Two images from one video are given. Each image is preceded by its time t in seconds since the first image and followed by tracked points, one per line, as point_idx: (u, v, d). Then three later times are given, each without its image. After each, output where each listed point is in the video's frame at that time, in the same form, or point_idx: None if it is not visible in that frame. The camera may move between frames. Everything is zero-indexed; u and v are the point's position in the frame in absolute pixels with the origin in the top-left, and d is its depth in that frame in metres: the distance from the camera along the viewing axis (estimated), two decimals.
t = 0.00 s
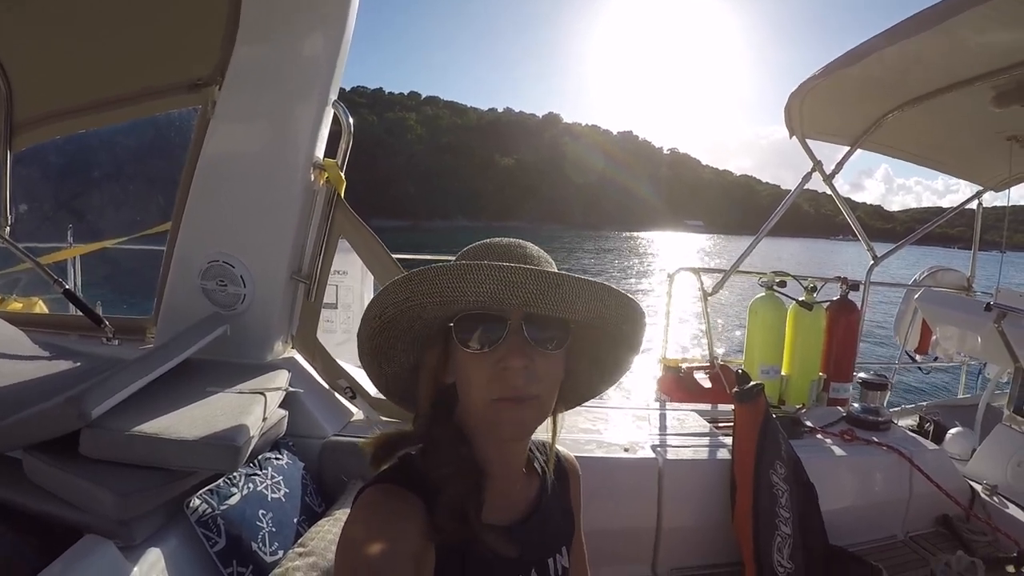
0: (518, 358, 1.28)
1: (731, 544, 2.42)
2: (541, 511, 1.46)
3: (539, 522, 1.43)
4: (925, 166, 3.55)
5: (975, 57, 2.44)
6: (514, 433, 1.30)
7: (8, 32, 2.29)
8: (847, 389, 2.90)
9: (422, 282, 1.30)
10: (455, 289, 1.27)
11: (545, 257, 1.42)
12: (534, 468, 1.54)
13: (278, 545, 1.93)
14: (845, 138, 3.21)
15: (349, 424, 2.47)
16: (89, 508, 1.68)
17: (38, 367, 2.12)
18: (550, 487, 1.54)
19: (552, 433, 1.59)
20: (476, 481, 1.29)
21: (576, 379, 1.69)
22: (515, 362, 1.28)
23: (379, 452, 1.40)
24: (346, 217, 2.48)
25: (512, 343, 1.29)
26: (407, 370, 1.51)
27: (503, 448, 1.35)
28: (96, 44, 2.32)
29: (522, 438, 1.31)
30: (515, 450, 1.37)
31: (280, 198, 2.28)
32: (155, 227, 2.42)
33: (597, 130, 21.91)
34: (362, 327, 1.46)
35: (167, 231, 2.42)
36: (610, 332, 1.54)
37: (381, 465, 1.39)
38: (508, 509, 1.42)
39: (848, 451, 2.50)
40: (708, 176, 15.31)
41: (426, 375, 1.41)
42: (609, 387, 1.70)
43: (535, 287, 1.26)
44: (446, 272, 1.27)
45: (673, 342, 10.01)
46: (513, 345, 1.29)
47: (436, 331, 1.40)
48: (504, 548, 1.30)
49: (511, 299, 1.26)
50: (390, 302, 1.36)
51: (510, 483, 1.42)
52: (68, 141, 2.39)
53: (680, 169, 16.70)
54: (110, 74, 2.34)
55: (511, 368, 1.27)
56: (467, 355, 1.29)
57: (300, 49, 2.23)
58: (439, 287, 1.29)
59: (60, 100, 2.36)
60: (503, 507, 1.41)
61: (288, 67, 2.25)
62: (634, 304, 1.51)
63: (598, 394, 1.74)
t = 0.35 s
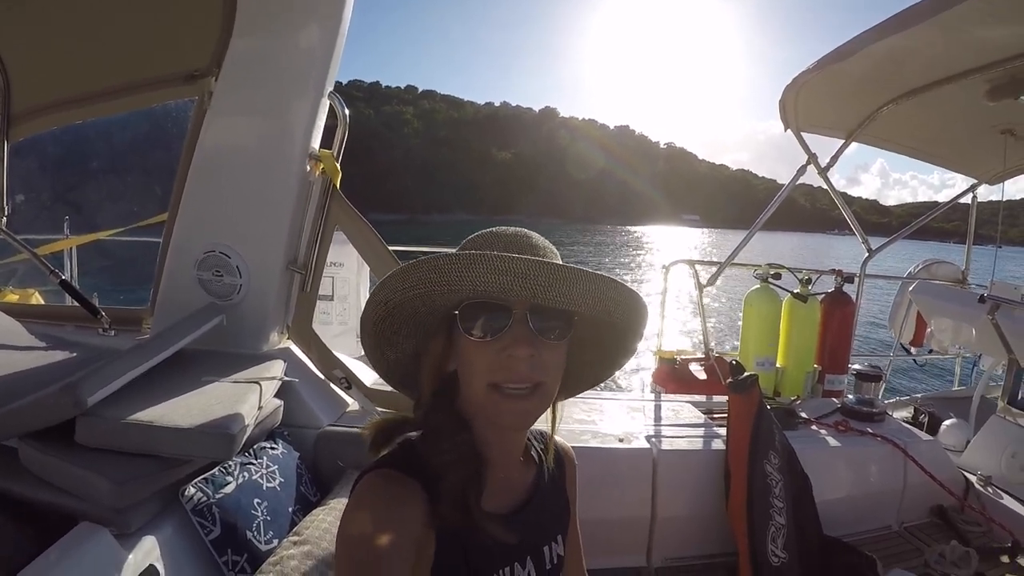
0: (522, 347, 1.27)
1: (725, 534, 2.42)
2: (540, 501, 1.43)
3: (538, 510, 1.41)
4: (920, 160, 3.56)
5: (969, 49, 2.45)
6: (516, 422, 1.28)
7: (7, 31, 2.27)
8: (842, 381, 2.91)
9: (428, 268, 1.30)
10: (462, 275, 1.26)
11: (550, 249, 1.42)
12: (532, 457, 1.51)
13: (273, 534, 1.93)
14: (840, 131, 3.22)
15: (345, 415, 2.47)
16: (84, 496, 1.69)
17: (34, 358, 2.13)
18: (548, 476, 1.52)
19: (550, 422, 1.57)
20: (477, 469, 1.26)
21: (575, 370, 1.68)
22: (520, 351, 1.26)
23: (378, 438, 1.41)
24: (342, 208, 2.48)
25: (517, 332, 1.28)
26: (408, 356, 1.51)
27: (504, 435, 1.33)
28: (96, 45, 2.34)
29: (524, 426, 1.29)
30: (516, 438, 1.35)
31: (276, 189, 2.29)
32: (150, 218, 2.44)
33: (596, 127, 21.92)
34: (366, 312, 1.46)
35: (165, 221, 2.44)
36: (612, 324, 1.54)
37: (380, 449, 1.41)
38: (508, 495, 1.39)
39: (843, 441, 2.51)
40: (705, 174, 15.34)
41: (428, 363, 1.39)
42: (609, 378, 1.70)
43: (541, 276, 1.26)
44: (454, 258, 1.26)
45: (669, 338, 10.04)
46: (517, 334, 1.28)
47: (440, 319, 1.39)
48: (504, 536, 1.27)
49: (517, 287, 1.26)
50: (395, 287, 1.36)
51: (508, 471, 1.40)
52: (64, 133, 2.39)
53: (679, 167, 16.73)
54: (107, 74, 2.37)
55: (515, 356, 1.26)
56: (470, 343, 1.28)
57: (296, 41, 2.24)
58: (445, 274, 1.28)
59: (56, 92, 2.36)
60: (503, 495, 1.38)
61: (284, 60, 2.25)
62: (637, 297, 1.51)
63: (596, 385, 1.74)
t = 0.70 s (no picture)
0: (526, 345, 1.27)
1: (724, 531, 2.42)
2: (540, 500, 1.43)
3: (538, 509, 1.40)
4: (919, 157, 3.56)
5: (967, 46, 2.45)
6: (520, 420, 1.27)
7: (8, 32, 2.33)
8: (842, 378, 2.90)
9: (433, 267, 1.29)
10: (467, 273, 1.26)
11: (552, 247, 1.42)
12: (534, 455, 1.50)
13: (272, 531, 1.94)
14: (839, 129, 3.23)
15: (344, 412, 2.48)
16: (84, 493, 1.69)
17: (35, 355, 2.15)
18: (549, 475, 1.51)
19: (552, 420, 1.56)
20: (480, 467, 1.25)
21: (574, 368, 1.69)
22: (524, 350, 1.26)
23: (379, 437, 1.39)
24: (341, 206, 2.49)
25: (520, 330, 1.28)
26: (410, 356, 1.50)
27: (508, 433, 1.32)
28: (96, 45, 2.36)
29: (530, 425, 1.28)
30: (520, 437, 1.33)
31: (275, 187, 2.30)
32: (151, 216, 2.45)
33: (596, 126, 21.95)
34: (369, 311, 1.45)
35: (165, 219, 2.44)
36: (613, 322, 1.55)
37: (382, 448, 1.38)
38: (509, 494, 1.38)
39: (842, 439, 2.50)
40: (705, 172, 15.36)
41: (431, 362, 1.38)
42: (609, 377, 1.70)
43: (546, 274, 1.26)
44: (459, 257, 1.26)
45: (669, 336, 10.05)
46: (521, 332, 1.28)
47: (443, 318, 1.39)
48: (506, 534, 1.27)
49: (522, 285, 1.26)
50: (399, 286, 1.35)
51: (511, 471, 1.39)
52: (65, 131, 2.41)
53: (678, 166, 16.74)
54: (107, 74, 2.39)
55: (519, 355, 1.26)
56: (474, 342, 1.28)
57: (296, 40, 2.25)
58: (450, 272, 1.28)
59: (55, 91, 2.38)
60: (506, 493, 1.37)
61: (283, 58, 2.26)
62: (639, 295, 1.51)
63: (595, 383, 1.74)
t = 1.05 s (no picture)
0: (548, 352, 1.28)
1: (724, 532, 2.44)
2: (548, 503, 1.44)
3: (547, 511, 1.42)
4: (914, 161, 3.60)
5: (961, 51, 2.49)
6: (536, 426, 1.29)
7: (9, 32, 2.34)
8: (839, 381, 2.92)
9: (460, 273, 1.27)
10: (497, 282, 1.24)
11: (569, 253, 1.43)
12: (542, 456, 1.51)
13: (275, 534, 1.94)
14: (835, 133, 3.26)
15: (345, 416, 2.49)
16: (88, 496, 1.70)
17: (37, 358, 2.15)
18: (556, 477, 1.53)
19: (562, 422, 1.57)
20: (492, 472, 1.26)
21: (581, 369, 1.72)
22: (547, 357, 1.27)
23: (388, 439, 1.40)
24: (342, 210, 2.50)
25: (542, 337, 1.29)
26: (423, 358, 1.50)
27: (520, 437, 1.34)
28: (96, 45, 2.34)
29: (544, 430, 1.30)
30: (531, 441, 1.35)
31: (276, 192, 2.32)
32: (153, 219, 2.46)
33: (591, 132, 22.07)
34: (387, 306, 1.42)
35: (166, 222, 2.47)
36: (626, 328, 1.57)
37: (391, 449, 1.39)
38: (519, 497, 1.40)
39: (840, 439, 2.52)
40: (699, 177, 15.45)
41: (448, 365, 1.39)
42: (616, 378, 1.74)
43: (572, 285, 1.27)
44: (489, 265, 1.24)
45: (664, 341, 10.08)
46: (543, 340, 1.28)
47: (461, 323, 1.38)
48: (518, 540, 1.28)
49: (550, 296, 1.25)
50: (423, 288, 1.32)
51: (522, 473, 1.41)
52: (67, 133, 2.42)
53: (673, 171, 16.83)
54: (107, 74, 2.39)
55: (541, 362, 1.27)
56: (496, 349, 1.28)
57: (297, 44, 2.26)
58: (474, 281, 1.27)
59: (53, 92, 2.38)
60: (516, 495, 1.39)
61: (285, 63, 2.28)
62: (653, 302, 1.53)
63: (600, 383, 1.77)
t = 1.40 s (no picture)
0: (565, 359, 1.28)
1: (721, 531, 2.45)
2: (547, 508, 1.46)
3: (546, 516, 1.44)
4: (900, 156, 3.62)
5: (942, 47, 2.51)
6: (552, 431, 1.28)
7: None
8: (832, 377, 2.94)
9: (477, 282, 1.26)
10: (515, 290, 1.24)
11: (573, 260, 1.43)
12: (541, 461, 1.52)
13: (274, 545, 1.96)
14: (821, 131, 3.29)
15: (341, 426, 2.50)
16: (87, 512, 1.71)
17: (34, 378, 2.17)
18: (556, 481, 1.54)
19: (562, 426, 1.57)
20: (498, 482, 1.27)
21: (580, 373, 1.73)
22: (564, 364, 1.27)
23: (389, 447, 1.40)
24: (332, 221, 2.53)
25: (558, 344, 1.28)
26: (428, 368, 1.47)
27: (524, 444, 1.34)
28: (97, 45, 2.28)
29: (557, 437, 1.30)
30: (533, 446, 1.35)
31: (265, 205, 2.34)
32: (143, 236, 2.52)
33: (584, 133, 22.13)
34: (399, 316, 1.39)
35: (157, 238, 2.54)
36: (628, 333, 1.59)
37: (392, 457, 1.38)
38: (519, 500, 1.42)
39: (834, 435, 2.54)
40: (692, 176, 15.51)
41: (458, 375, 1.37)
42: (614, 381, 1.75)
43: (586, 291, 1.28)
44: (510, 274, 1.23)
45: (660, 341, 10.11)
46: (559, 346, 1.28)
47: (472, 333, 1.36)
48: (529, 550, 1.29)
49: (566, 303, 1.26)
50: (439, 298, 1.30)
51: (523, 480, 1.42)
52: (56, 152, 2.40)
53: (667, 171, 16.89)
54: (107, 74, 2.36)
55: (558, 369, 1.26)
56: (513, 357, 1.27)
57: (282, 58, 2.29)
58: (491, 291, 1.25)
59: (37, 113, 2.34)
60: (516, 502, 1.40)
61: (271, 77, 2.30)
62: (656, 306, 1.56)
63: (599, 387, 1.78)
